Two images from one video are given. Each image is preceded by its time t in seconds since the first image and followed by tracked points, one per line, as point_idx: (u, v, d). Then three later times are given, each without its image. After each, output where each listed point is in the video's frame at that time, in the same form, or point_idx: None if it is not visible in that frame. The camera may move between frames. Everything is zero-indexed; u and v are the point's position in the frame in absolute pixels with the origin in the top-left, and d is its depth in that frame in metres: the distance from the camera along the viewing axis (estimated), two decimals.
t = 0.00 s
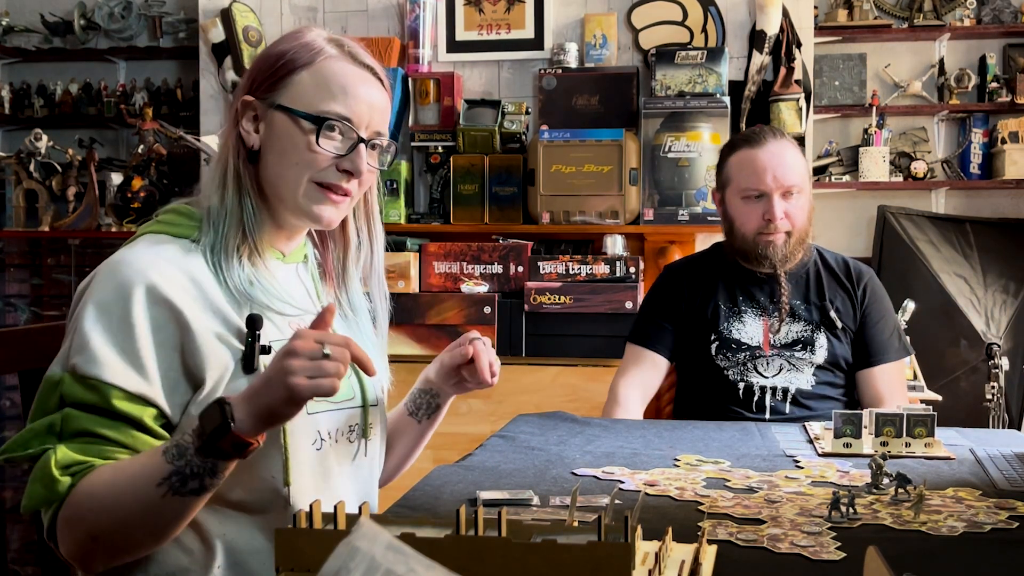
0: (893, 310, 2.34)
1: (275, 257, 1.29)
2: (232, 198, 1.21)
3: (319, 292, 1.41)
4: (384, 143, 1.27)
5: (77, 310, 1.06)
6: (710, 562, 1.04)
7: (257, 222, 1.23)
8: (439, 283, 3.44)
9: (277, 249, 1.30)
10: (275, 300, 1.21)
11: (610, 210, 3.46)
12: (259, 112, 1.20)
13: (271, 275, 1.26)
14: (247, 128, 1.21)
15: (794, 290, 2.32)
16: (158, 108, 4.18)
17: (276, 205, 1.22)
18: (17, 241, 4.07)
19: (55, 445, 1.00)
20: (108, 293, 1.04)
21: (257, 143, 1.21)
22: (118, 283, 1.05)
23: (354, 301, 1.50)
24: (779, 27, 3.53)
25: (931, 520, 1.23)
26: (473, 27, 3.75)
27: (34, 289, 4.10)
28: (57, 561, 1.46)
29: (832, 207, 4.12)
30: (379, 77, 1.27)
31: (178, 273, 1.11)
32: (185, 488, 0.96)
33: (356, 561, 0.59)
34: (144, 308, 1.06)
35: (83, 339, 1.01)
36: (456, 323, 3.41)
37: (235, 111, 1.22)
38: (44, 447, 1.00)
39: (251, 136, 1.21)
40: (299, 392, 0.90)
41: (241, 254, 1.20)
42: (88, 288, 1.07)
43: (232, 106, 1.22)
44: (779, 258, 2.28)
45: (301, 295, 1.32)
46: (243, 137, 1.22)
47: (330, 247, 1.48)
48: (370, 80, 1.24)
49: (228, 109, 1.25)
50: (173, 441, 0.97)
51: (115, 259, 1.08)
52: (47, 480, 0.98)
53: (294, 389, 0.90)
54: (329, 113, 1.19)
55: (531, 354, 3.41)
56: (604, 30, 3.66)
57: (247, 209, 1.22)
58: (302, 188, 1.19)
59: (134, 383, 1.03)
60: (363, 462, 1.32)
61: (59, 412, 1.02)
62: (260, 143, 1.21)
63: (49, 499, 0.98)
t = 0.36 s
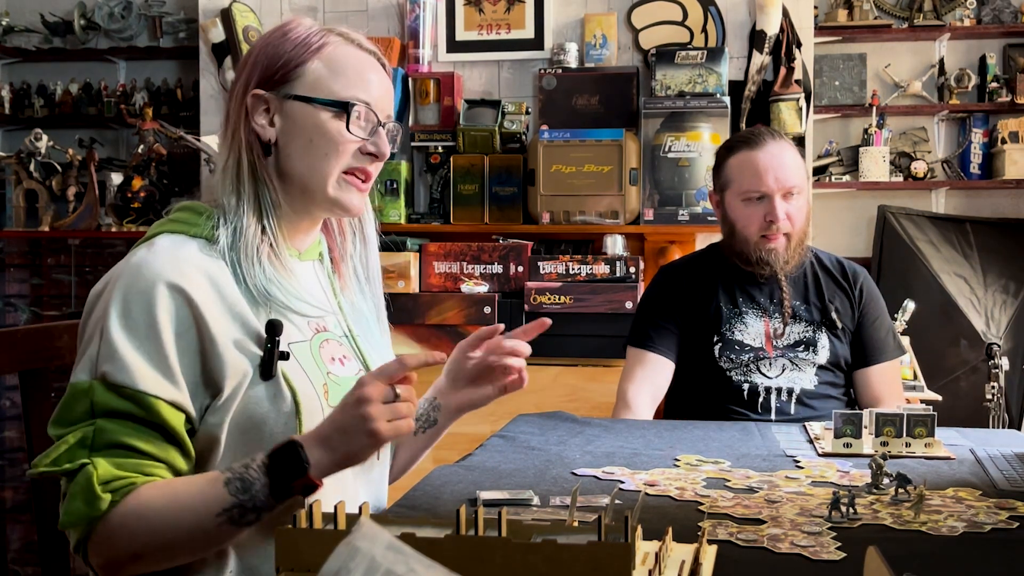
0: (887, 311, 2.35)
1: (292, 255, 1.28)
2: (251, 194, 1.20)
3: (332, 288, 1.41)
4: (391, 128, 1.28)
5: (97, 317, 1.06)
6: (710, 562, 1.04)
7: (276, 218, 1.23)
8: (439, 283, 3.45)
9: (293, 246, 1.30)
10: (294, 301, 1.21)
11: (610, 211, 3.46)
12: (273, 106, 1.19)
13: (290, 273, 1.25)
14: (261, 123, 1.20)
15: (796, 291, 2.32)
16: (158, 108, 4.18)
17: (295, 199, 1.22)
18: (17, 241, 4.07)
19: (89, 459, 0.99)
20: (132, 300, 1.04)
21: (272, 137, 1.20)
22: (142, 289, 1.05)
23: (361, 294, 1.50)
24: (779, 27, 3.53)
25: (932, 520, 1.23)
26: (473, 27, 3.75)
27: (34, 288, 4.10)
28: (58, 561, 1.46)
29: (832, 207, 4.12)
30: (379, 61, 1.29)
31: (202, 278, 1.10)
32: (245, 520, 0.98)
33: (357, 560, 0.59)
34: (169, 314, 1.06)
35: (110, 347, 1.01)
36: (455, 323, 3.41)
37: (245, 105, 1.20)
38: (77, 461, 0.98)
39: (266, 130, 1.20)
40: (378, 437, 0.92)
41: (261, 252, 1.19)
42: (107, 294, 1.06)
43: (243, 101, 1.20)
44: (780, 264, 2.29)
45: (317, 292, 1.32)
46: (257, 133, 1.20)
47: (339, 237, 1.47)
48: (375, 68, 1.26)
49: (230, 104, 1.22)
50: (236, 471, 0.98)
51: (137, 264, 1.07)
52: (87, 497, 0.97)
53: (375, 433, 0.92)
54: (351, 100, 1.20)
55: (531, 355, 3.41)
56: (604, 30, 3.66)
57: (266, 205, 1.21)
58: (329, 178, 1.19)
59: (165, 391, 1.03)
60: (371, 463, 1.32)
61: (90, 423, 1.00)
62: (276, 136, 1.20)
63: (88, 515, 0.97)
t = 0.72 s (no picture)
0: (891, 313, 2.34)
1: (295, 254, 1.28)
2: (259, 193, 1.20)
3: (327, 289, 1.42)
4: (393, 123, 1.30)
5: (108, 320, 1.05)
6: (710, 562, 1.04)
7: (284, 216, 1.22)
8: (439, 283, 3.45)
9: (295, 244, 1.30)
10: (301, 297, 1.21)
11: (610, 210, 3.46)
12: (278, 105, 1.19)
13: (294, 271, 1.25)
14: (267, 122, 1.19)
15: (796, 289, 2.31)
16: (158, 108, 4.18)
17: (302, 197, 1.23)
18: (17, 241, 4.07)
19: (129, 465, 0.98)
20: (147, 302, 1.04)
21: (278, 136, 1.20)
22: (157, 291, 1.05)
23: (353, 293, 1.50)
24: (779, 27, 3.53)
25: (931, 520, 1.23)
26: (473, 27, 3.75)
27: (34, 288, 4.10)
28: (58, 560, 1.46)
29: (832, 207, 4.12)
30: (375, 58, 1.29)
31: (215, 277, 1.11)
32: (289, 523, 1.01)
33: (357, 561, 0.59)
34: (186, 314, 1.06)
35: (130, 349, 1.01)
36: (455, 323, 3.41)
37: (248, 104, 1.19)
38: (119, 469, 0.98)
39: (272, 129, 1.20)
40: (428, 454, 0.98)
41: (265, 249, 1.19)
42: (117, 298, 1.06)
43: (247, 100, 1.19)
44: (784, 255, 2.28)
45: (314, 290, 1.32)
46: (264, 132, 1.20)
47: (332, 235, 1.47)
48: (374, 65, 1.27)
49: (230, 102, 1.21)
50: (283, 476, 1.02)
51: (149, 265, 1.07)
52: (136, 503, 0.97)
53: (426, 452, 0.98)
54: (359, 98, 1.21)
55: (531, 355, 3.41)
56: (604, 30, 3.66)
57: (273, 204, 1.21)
58: (338, 175, 1.20)
59: (187, 390, 1.04)
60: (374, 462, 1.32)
61: (122, 428, 1.00)
62: (282, 135, 1.20)
63: (135, 521, 0.97)
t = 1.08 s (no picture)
0: (896, 314, 2.33)
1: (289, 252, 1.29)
2: (235, 197, 1.21)
3: (332, 286, 1.40)
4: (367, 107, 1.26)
5: (99, 313, 1.05)
6: (710, 562, 1.04)
7: (264, 217, 1.23)
8: (439, 283, 3.45)
9: (289, 242, 1.31)
10: (290, 294, 1.21)
11: (609, 210, 3.47)
12: (242, 109, 1.21)
13: (287, 268, 1.25)
14: (234, 127, 1.21)
15: (794, 288, 2.31)
16: (158, 108, 4.18)
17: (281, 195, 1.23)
18: (17, 241, 4.08)
19: (116, 456, 0.97)
20: (138, 295, 1.04)
21: (248, 140, 1.22)
22: (148, 284, 1.04)
23: (364, 292, 1.50)
24: (779, 27, 3.53)
25: (932, 520, 1.23)
26: (473, 27, 3.75)
27: (34, 288, 4.11)
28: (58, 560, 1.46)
29: (832, 208, 4.12)
30: (349, 47, 1.27)
31: (204, 273, 1.10)
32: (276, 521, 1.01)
33: (357, 560, 0.59)
34: (175, 308, 1.06)
35: (118, 341, 1.00)
36: (455, 323, 3.41)
37: (219, 115, 1.22)
38: (106, 459, 0.97)
39: (240, 134, 1.21)
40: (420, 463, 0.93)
41: (256, 247, 1.19)
42: (109, 291, 1.06)
43: (217, 109, 1.22)
44: (780, 255, 2.27)
45: (316, 288, 1.32)
46: (232, 137, 1.22)
47: (346, 232, 1.48)
48: (347, 56, 1.24)
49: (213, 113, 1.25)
50: (273, 476, 1.02)
51: (140, 259, 1.06)
52: (121, 493, 0.96)
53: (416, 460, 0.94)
54: (308, 87, 1.18)
55: (532, 354, 3.41)
56: (604, 30, 3.66)
57: (251, 206, 1.22)
58: (303, 168, 1.19)
59: (173, 383, 1.03)
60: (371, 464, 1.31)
61: (110, 419, 0.99)
62: (251, 139, 1.21)
63: (120, 513, 0.96)
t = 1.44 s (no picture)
0: (898, 315, 2.30)
1: (293, 252, 1.29)
2: (241, 195, 1.22)
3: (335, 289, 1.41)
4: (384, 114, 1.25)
5: (97, 305, 1.05)
6: (710, 562, 1.04)
7: (269, 217, 1.24)
8: (439, 283, 3.45)
9: (293, 242, 1.31)
10: (292, 295, 1.22)
11: (609, 210, 3.47)
12: (252, 108, 1.21)
13: (291, 269, 1.26)
14: (244, 126, 1.23)
15: (792, 288, 2.32)
16: (158, 108, 4.18)
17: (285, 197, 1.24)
18: (17, 241, 4.08)
19: (101, 447, 0.97)
20: (135, 289, 1.04)
21: (256, 139, 1.23)
22: (145, 277, 1.04)
23: (368, 298, 1.50)
24: (779, 27, 3.53)
25: (932, 520, 1.23)
26: (473, 27, 3.75)
27: (34, 288, 4.11)
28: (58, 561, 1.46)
29: (832, 208, 4.12)
30: (362, 50, 1.26)
31: (202, 268, 1.10)
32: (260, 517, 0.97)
33: (358, 560, 0.63)
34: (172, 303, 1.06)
35: (113, 333, 1.00)
36: (455, 322, 3.41)
37: (230, 113, 1.23)
38: (90, 449, 0.96)
39: (248, 134, 1.22)
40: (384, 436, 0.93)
41: (259, 247, 1.20)
42: (109, 284, 1.06)
43: (228, 107, 1.24)
44: (769, 259, 2.26)
45: (319, 290, 1.32)
46: (241, 137, 1.23)
47: (355, 237, 1.48)
48: (360, 59, 1.23)
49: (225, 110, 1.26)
50: (258, 468, 0.99)
51: (139, 253, 1.07)
52: (104, 485, 0.95)
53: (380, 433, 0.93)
54: (316, 90, 1.18)
55: (532, 355, 3.41)
56: (604, 30, 3.66)
57: (257, 205, 1.23)
58: (306, 171, 1.19)
59: (167, 377, 1.02)
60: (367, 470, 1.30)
61: (99, 410, 0.98)
62: (259, 139, 1.22)
63: (103, 503, 0.96)
